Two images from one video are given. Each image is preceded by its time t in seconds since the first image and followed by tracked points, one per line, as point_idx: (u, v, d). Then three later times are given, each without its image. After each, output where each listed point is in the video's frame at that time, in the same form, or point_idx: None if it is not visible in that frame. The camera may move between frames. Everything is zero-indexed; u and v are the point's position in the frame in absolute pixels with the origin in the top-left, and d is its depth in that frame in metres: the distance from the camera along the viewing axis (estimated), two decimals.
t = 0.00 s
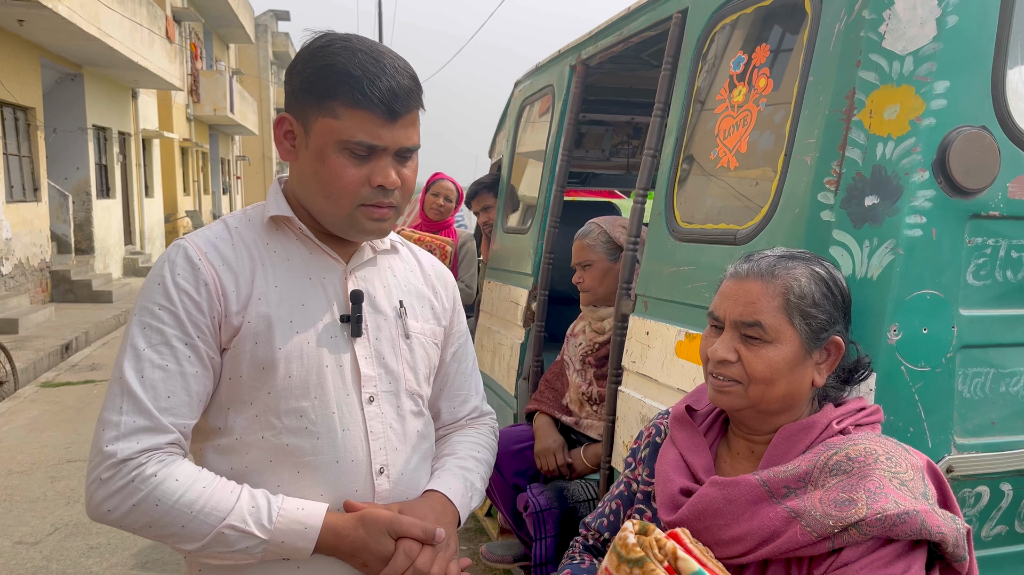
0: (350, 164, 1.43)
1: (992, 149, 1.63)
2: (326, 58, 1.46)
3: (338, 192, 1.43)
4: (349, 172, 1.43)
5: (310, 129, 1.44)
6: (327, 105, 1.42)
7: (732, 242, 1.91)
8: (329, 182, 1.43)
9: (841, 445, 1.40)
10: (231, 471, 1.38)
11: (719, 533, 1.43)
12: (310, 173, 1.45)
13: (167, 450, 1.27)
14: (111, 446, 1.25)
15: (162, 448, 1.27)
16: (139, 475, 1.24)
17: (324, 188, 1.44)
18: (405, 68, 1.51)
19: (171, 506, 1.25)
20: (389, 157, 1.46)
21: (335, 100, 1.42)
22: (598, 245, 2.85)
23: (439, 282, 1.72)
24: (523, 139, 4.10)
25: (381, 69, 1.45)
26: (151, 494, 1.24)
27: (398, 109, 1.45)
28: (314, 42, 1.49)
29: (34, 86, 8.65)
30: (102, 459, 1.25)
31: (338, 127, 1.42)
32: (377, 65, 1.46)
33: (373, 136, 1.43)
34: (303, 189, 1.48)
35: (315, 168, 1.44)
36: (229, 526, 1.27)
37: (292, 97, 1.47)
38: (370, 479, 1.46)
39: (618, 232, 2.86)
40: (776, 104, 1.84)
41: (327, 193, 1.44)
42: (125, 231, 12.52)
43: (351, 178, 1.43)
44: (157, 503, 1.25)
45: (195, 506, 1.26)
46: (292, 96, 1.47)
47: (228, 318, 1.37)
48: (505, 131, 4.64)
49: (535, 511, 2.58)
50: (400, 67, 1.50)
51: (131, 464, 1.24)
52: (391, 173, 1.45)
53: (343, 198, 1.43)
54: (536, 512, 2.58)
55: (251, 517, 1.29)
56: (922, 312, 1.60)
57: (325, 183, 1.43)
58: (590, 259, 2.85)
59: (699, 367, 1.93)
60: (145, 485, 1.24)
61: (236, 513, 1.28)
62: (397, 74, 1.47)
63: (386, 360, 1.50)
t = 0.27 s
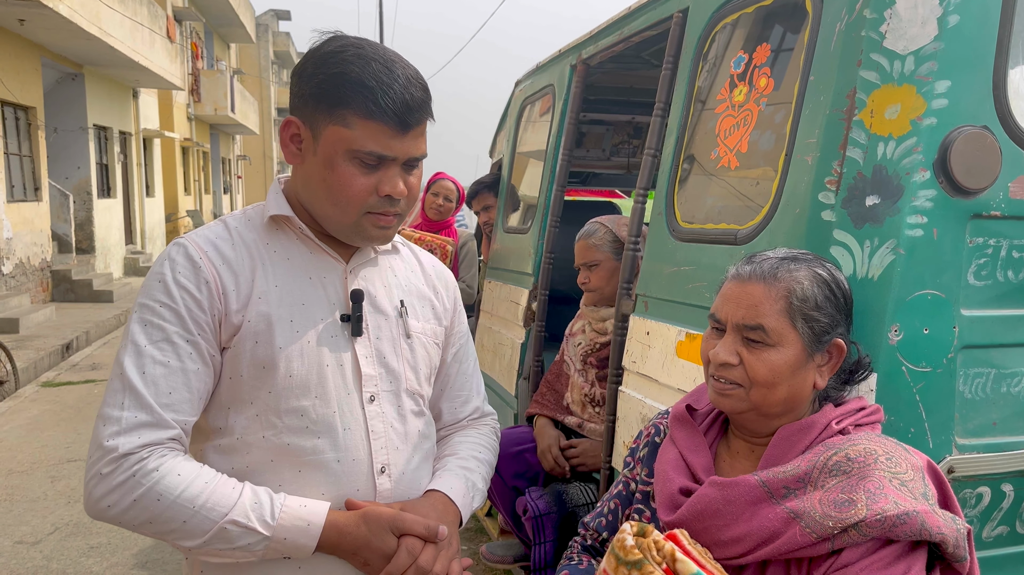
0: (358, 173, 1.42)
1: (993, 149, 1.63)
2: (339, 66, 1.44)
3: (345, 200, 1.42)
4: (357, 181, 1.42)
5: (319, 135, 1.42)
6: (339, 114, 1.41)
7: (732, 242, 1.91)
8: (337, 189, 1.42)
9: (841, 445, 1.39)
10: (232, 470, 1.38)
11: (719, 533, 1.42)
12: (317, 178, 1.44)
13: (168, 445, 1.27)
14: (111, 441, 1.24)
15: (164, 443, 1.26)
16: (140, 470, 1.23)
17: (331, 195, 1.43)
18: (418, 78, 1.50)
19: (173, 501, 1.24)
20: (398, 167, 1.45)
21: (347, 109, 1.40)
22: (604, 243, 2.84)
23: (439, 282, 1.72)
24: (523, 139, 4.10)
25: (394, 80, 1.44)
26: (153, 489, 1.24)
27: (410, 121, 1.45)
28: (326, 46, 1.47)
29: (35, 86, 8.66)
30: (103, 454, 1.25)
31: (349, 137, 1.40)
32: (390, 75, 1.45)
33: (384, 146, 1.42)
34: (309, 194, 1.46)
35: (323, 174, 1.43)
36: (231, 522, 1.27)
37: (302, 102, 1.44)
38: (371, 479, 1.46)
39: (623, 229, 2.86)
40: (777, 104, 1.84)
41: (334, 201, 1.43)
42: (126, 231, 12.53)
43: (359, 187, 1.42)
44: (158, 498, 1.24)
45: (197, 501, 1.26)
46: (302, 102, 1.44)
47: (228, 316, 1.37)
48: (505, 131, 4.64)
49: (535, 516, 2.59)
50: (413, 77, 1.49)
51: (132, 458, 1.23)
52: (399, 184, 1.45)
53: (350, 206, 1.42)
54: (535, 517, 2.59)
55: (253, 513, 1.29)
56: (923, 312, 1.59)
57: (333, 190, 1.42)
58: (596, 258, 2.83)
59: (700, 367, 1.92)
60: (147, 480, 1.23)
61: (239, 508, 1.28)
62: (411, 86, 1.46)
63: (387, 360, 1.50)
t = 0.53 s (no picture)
0: (366, 177, 1.41)
1: (995, 149, 1.63)
2: (349, 70, 1.42)
3: (352, 205, 1.41)
4: (365, 186, 1.41)
5: (326, 139, 1.41)
6: (348, 118, 1.39)
7: (733, 242, 1.91)
8: (344, 193, 1.41)
9: (841, 445, 1.39)
10: (234, 469, 1.37)
11: (718, 533, 1.42)
12: (323, 181, 1.43)
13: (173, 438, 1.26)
14: (115, 433, 1.24)
15: (168, 436, 1.26)
16: (145, 462, 1.22)
17: (337, 199, 1.42)
18: (426, 83, 1.50)
19: (178, 493, 1.24)
20: (405, 172, 1.45)
21: (357, 113, 1.39)
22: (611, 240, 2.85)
23: (440, 281, 1.72)
24: (524, 139, 4.10)
25: (404, 85, 1.44)
26: (158, 481, 1.23)
27: (419, 127, 1.45)
28: (335, 49, 1.45)
29: (37, 85, 8.66)
30: (107, 445, 1.24)
31: (358, 141, 1.39)
32: (401, 81, 1.44)
33: (392, 152, 1.41)
34: (315, 197, 1.46)
35: (330, 178, 1.42)
36: (236, 515, 1.26)
37: (309, 105, 1.42)
38: (373, 478, 1.45)
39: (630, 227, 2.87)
40: (778, 104, 1.84)
41: (341, 205, 1.42)
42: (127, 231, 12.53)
43: (367, 191, 1.41)
44: (163, 491, 1.23)
45: (203, 494, 1.25)
46: (309, 104, 1.42)
47: (230, 313, 1.36)
48: (506, 131, 4.64)
49: (535, 516, 2.59)
50: (422, 82, 1.49)
51: (137, 450, 1.23)
52: (405, 189, 1.45)
53: (357, 210, 1.42)
54: (536, 517, 2.59)
55: (258, 507, 1.29)
56: (925, 312, 1.59)
57: (340, 194, 1.41)
58: (603, 255, 2.83)
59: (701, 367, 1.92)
60: (152, 472, 1.23)
61: (244, 502, 1.28)
62: (421, 92, 1.46)
63: (388, 359, 1.50)
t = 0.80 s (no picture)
0: (373, 178, 1.41)
1: (998, 148, 1.62)
2: (355, 71, 1.42)
3: (358, 206, 1.41)
4: (372, 187, 1.41)
5: (332, 140, 1.40)
6: (355, 119, 1.39)
7: (735, 241, 1.91)
8: (351, 194, 1.41)
9: (841, 445, 1.39)
10: (234, 470, 1.37)
11: (717, 533, 1.42)
12: (328, 182, 1.42)
13: (172, 441, 1.26)
14: (115, 437, 1.24)
15: (167, 440, 1.26)
16: (144, 466, 1.23)
17: (343, 199, 1.42)
18: (432, 83, 1.50)
19: (177, 497, 1.24)
20: (410, 173, 1.45)
21: (364, 114, 1.39)
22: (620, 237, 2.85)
23: (439, 280, 1.72)
24: (526, 138, 4.09)
25: (410, 86, 1.44)
26: (157, 485, 1.23)
27: (426, 128, 1.45)
28: (340, 49, 1.44)
29: (38, 85, 8.67)
30: (106, 450, 1.24)
31: (365, 142, 1.39)
32: (408, 82, 1.44)
33: (399, 153, 1.42)
34: (318, 197, 1.45)
35: (335, 179, 1.42)
36: (235, 519, 1.27)
37: (315, 106, 1.42)
38: (374, 478, 1.45)
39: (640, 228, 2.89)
40: (779, 103, 1.83)
41: (347, 205, 1.42)
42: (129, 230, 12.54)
43: (373, 192, 1.41)
44: (163, 495, 1.23)
45: (202, 498, 1.25)
46: (315, 105, 1.42)
47: (229, 313, 1.36)
48: (508, 130, 4.64)
49: (535, 516, 2.60)
50: (428, 83, 1.49)
51: (136, 455, 1.23)
52: (411, 189, 1.45)
53: (362, 211, 1.42)
54: (536, 517, 2.60)
55: (258, 511, 1.29)
56: (927, 311, 1.58)
57: (346, 195, 1.41)
58: (611, 251, 2.84)
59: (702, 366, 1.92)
60: (151, 476, 1.23)
61: (244, 506, 1.28)
62: (427, 93, 1.46)
63: (388, 359, 1.50)
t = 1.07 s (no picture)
0: (376, 177, 1.41)
1: (1000, 148, 1.62)
2: (357, 70, 1.42)
3: (361, 204, 1.41)
4: (375, 185, 1.41)
5: (334, 139, 1.40)
6: (358, 118, 1.39)
7: (737, 241, 1.90)
8: (354, 193, 1.41)
9: (842, 445, 1.38)
10: (233, 471, 1.38)
11: (718, 532, 1.42)
12: (331, 181, 1.42)
13: (167, 450, 1.26)
14: (110, 448, 1.25)
15: (163, 449, 1.26)
16: (140, 477, 1.23)
17: (346, 199, 1.42)
18: (432, 81, 1.51)
19: (172, 507, 1.25)
20: (412, 171, 1.45)
21: (367, 113, 1.39)
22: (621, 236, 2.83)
23: (436, 279, 1.72)
24: (527, 138, 4.09)
25: (412, 84, 1.44)
26: (152, 496, 1.24)
27: (428, 126, 1.45)
28: (340, 48, 1.44)
29: (40, 84, 8.68)
30: (103, 461, 1.25)
31: (368, 141, 1.39)
32: (410, 79, 1.44)
33: (402, 151, 1.42)
34: (320, 196, 1.45)
35: (338, 178, 1.41)
36: (229, 528, 1.27)
37: (316, 105, 1.41)
38: (372, 478, 1.45)
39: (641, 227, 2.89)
40: (781, 103, 1.84)
41: (349, 205, 1.42)
42: (131, 229, 12.57)
43: (376, 191, 1.41)
44: (158, 505, 1.24)
45: (197, 507, 1.26)
46: (316, 104, 1.41)
47: (226, 316, 1.36)
48: (509, 129, 4.63)
49: (535, 516, 2.60)
50: (428, 81, 1.49)
51: (131, 466, 1.24)
52: (413, 187, 1.45)
53: (365, 210, 1.42)
54: (536, 517, 2.60)
55: (252, 518, 1.29)
56: (929, 310, 1.58)
57: (349, 194, 1.41)
58: (612, 250, 2.83)
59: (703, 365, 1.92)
60: (147, 486, 1.24)
61: (237, 514, 1.28)
62: (429, 91, 1.46)
63: (386, 359, 1.50)
